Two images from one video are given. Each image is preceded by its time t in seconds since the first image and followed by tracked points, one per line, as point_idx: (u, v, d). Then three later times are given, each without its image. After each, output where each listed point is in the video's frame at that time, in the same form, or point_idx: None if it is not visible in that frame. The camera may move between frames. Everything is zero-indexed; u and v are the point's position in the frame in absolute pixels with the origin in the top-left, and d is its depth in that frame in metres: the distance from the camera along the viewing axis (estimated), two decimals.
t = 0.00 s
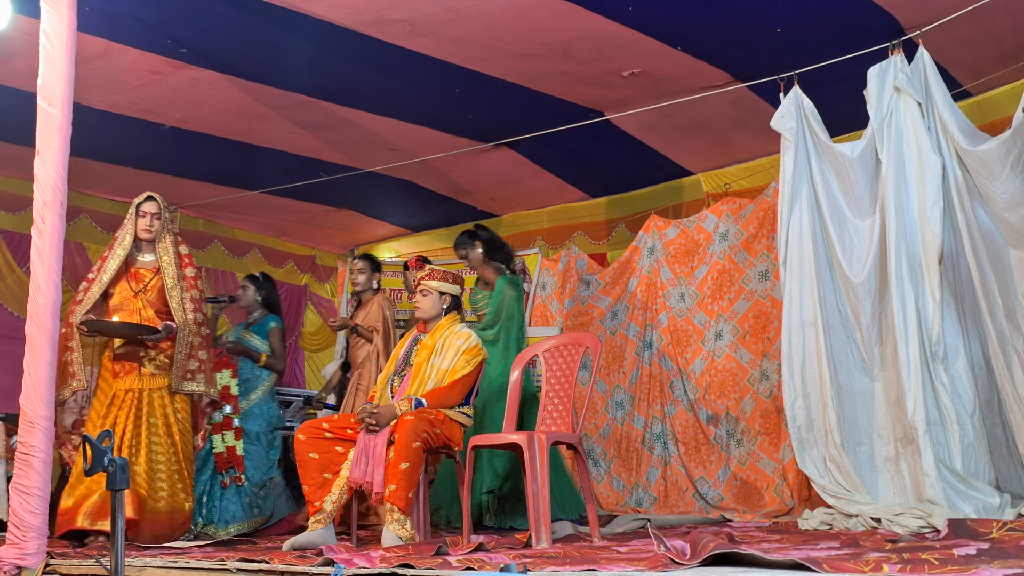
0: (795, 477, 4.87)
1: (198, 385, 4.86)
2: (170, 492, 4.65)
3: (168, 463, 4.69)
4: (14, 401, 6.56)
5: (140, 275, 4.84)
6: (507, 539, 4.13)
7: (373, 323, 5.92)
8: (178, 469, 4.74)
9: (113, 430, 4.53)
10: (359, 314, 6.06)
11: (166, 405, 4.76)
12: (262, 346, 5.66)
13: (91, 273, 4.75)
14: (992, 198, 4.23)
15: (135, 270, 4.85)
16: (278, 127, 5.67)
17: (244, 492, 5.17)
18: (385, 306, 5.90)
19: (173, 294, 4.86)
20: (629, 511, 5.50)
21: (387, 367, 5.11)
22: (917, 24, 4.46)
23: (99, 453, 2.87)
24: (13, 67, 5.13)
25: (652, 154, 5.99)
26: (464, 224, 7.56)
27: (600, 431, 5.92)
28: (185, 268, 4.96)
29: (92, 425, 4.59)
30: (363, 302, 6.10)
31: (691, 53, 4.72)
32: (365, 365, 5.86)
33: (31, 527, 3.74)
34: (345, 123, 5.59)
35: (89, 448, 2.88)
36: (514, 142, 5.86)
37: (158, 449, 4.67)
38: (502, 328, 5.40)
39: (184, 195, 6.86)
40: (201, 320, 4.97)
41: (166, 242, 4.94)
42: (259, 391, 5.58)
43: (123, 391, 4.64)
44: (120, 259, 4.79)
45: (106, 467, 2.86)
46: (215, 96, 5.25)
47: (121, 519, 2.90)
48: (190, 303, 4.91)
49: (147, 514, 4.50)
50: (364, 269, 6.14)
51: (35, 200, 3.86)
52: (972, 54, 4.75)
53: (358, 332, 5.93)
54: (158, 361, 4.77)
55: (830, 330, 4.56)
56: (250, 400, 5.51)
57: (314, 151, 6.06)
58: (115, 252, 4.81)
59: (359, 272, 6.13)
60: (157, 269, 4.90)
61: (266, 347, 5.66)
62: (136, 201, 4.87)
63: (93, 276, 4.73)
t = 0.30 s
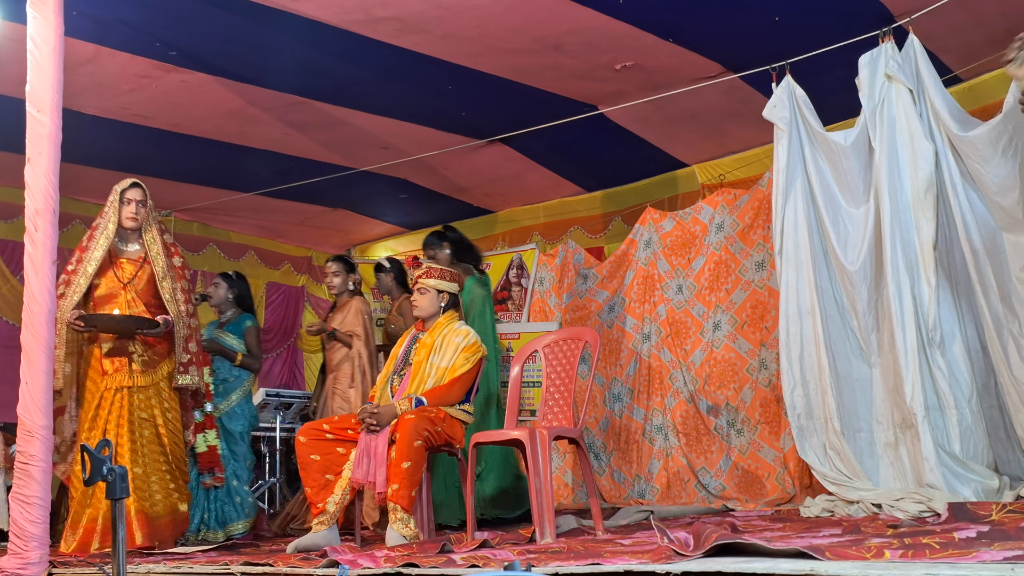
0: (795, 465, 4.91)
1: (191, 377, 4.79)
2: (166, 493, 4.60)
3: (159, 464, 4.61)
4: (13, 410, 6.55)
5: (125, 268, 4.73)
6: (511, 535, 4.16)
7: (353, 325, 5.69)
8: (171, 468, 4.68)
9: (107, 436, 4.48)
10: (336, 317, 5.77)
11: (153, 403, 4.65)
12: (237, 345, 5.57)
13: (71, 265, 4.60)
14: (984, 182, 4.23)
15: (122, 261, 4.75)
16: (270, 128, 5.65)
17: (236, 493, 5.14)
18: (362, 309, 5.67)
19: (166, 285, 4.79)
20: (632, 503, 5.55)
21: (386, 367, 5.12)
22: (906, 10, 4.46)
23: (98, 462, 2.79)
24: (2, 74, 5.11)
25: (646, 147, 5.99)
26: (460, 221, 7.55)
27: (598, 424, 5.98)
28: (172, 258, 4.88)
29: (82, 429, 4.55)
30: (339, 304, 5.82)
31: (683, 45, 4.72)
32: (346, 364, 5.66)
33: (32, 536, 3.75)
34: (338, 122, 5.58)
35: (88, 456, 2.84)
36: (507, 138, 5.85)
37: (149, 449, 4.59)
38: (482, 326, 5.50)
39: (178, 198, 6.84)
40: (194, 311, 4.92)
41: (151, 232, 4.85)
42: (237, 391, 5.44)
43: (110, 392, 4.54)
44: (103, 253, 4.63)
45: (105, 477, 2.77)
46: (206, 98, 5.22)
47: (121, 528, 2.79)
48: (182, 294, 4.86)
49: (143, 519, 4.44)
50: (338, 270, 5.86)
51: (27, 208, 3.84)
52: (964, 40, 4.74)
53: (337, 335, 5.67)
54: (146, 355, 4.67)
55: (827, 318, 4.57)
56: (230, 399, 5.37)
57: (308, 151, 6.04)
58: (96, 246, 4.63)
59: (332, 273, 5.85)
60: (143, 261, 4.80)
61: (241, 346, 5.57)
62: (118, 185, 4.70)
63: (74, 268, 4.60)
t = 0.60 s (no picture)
0: (792, 461, 4.93)
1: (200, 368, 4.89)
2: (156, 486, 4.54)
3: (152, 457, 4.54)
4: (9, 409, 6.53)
5: (117, 259, 4.69)
6: (508, 532, 4.16)
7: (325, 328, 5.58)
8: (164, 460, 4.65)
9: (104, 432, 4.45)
10: (304, 319, 5.67)
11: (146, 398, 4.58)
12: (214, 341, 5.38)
13: (62, 255, 4.57)
14: (978, 178, 4.23)
15: (116, 252, 4.69)
16: (266, 125, 5.63)
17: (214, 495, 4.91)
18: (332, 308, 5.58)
19: (161, 277, 4.81)
20: (629, 500, 5.55)
21: (383, 364, 5.12)
22: (900, 7, 4.46)
23: (92, 462, 2.76)
24: None
25: (642, 143, 5.98)
26: (456, 218, 7.54)
27: (592, 420, 5.98)
28: (163, 249, 4.87)
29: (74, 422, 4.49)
30: (309, 303, 5.71)
31: (678, 42, 4.71)
32: (311, 364, 5.60)
33: (27, 534, 3.73)
34: (333, 119, 5.56)
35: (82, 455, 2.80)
36: (503, 134, 5.84)
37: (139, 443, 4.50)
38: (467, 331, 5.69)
39: (173, 196, 6.81)
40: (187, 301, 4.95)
41: (144, 221, 4.79)
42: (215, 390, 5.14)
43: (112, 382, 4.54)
44: (95, 244, 4.55)
45: (99, 476, 2.74)
46: (201, 95, 5.21)
47: (116, 526, 2.78)
48: (176, 285, 4.88)
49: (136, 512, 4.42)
50: (301, 272, 5.76)
51: (22, 205, 3.82)
52: (958, 36, 4.74)
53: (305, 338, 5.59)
54: (144, 347, 4.67)
55: (823, 314, 4.58)
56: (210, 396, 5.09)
57: (303, 148, 6.02)
58: (88, 235, 4.55)
59: (296, 276, 5.75)
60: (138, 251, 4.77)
61: (219, 343, 5.37)
62: (113, 171, 4.57)
63: (66, 257, 4.55)
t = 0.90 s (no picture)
0: (788, 460, 4.92)
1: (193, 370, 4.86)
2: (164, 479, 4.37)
3: (159, 451, 4.43)
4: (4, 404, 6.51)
5: (125, 254, 4.63)
6: (503, 531, 4.15)
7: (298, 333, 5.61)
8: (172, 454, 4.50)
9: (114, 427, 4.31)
10: (274, 318, 5.68)
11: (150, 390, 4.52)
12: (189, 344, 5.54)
13: (67, 246, 4.42)
14: (975, 178, 4.24)
15: (117, 245, 4.62)
16: (264, 122, 5.63)
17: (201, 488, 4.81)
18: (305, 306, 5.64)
19: (166, 275, 4.76)
20: (624, 499, 5.55)
21: (378, 361, 5.14)
22: (898, 8, 4.46)
23: (86, 457, 2.75)
24: None
25: (639, 142, 5.98)
26: (453, 216, 7.54)
27: (586, 418, 5.98)
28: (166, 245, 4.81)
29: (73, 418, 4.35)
30: (279, 302, 5.74)
31: (677, 41, 4.71)
32: (285, 364, 5.57)
33: (21, 530, 3.72)
34: (331, 116, 5.56)
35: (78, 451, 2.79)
36: (501, 133, 5.83)
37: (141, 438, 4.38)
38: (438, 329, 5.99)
39: (171, 192, 6.80)
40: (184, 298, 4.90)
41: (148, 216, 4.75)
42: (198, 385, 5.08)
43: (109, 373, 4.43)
44: (101, 236, 4.43)
45: (94, 472, 2.74)
46: (199, 92, 5.20)
47: (110, 522, 2.77)
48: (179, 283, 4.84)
49: (148, 501, 4.28)
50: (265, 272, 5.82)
51: (19, 200, 3.81)
52: (955, 37, 4.74)
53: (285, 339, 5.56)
54: (145, 342, 4.58)
55: (819, 314, 4.58)
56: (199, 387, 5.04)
57: (301, 145, 6.01)
58: (94, 227, 4.43)
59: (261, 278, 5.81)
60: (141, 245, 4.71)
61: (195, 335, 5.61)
62: (121, 164, 4.49)
63: (71, 246, 4.41)
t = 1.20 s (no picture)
0: (782, 461, 4.93)
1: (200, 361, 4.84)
2: (173, 477, 4.37)
3: (169, 454, 4.38)
4: None
5: (139, 241, 4.57)
6: (498, 530, 4.14)
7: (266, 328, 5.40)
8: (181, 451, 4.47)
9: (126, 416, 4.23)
10: (243, 313, 5.47)
11: (167, 386, 4.45)
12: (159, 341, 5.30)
13: (76, 230, 4.33)
14: (970, 180, 4.25)
15: (127, 232, 4.54)
16: (261, 119, 5.62)
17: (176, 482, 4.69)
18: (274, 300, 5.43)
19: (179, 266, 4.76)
20: (618, 498, 5.54)
21: (374, 359, 5.14)
22: (896, 10, 4.47)
23: (80, 453, 2.74)
24: None
25: (636, 142, 5.98)
26: (450, 214, 7.54)
27: (580, 418, 5.98)
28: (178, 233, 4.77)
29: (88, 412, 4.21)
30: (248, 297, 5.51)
31: (674, 41, 4.72)
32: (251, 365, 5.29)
33: (14, 527, 3.70)
34: (328, 114, 5.55)
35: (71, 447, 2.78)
36: (498, 131, 5.83)
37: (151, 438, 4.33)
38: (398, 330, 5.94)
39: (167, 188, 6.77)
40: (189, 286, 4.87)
41: (159, 203, 4.69)
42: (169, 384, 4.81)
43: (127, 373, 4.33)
44: (113, 221, 4.37)
45: (88, 468, 2.73)
46: (196, 88, 5.19)
47: (103, 519, 2.77)
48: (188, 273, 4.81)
49: (144, 516, 4.20)
50: (237, 268, 5.55)
51: (13, 195, 3.79)
52: (951, 39, 4.76)
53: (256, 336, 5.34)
54: (163, 334, 4.48)
55: (814, 315, 4.58)
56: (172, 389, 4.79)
57: (298, 142, 6.00)
58: (105, 210, 4.37)
59: (233, 273, 5.53)
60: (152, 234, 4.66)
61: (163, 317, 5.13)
62: (134, 147, 4.46)
63: (81, 230, 4.33)
